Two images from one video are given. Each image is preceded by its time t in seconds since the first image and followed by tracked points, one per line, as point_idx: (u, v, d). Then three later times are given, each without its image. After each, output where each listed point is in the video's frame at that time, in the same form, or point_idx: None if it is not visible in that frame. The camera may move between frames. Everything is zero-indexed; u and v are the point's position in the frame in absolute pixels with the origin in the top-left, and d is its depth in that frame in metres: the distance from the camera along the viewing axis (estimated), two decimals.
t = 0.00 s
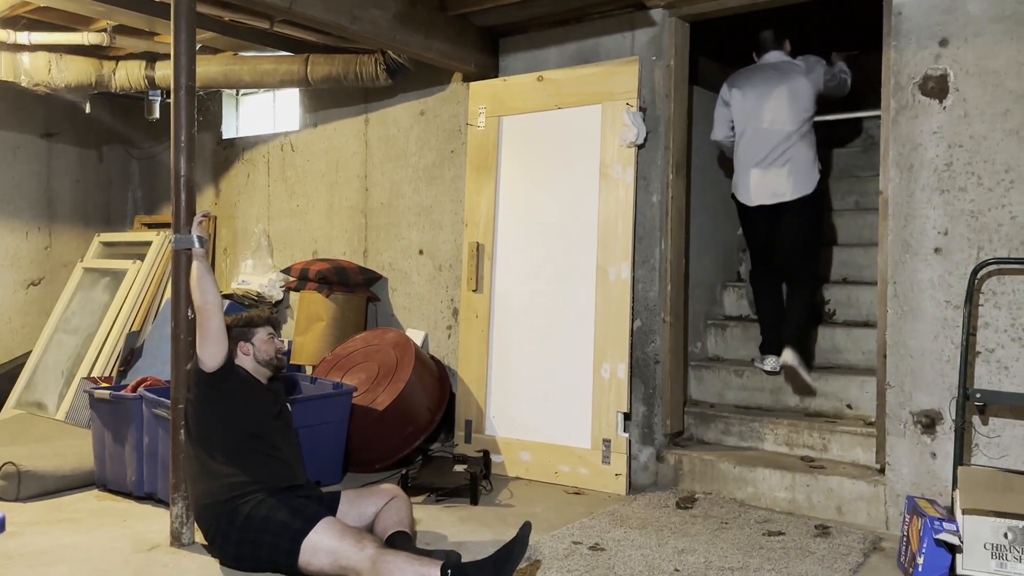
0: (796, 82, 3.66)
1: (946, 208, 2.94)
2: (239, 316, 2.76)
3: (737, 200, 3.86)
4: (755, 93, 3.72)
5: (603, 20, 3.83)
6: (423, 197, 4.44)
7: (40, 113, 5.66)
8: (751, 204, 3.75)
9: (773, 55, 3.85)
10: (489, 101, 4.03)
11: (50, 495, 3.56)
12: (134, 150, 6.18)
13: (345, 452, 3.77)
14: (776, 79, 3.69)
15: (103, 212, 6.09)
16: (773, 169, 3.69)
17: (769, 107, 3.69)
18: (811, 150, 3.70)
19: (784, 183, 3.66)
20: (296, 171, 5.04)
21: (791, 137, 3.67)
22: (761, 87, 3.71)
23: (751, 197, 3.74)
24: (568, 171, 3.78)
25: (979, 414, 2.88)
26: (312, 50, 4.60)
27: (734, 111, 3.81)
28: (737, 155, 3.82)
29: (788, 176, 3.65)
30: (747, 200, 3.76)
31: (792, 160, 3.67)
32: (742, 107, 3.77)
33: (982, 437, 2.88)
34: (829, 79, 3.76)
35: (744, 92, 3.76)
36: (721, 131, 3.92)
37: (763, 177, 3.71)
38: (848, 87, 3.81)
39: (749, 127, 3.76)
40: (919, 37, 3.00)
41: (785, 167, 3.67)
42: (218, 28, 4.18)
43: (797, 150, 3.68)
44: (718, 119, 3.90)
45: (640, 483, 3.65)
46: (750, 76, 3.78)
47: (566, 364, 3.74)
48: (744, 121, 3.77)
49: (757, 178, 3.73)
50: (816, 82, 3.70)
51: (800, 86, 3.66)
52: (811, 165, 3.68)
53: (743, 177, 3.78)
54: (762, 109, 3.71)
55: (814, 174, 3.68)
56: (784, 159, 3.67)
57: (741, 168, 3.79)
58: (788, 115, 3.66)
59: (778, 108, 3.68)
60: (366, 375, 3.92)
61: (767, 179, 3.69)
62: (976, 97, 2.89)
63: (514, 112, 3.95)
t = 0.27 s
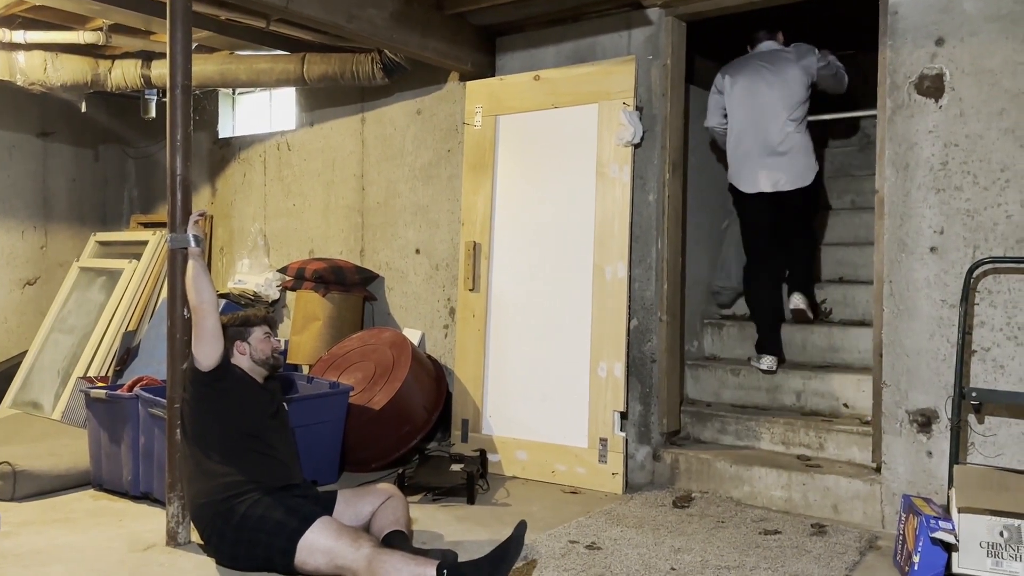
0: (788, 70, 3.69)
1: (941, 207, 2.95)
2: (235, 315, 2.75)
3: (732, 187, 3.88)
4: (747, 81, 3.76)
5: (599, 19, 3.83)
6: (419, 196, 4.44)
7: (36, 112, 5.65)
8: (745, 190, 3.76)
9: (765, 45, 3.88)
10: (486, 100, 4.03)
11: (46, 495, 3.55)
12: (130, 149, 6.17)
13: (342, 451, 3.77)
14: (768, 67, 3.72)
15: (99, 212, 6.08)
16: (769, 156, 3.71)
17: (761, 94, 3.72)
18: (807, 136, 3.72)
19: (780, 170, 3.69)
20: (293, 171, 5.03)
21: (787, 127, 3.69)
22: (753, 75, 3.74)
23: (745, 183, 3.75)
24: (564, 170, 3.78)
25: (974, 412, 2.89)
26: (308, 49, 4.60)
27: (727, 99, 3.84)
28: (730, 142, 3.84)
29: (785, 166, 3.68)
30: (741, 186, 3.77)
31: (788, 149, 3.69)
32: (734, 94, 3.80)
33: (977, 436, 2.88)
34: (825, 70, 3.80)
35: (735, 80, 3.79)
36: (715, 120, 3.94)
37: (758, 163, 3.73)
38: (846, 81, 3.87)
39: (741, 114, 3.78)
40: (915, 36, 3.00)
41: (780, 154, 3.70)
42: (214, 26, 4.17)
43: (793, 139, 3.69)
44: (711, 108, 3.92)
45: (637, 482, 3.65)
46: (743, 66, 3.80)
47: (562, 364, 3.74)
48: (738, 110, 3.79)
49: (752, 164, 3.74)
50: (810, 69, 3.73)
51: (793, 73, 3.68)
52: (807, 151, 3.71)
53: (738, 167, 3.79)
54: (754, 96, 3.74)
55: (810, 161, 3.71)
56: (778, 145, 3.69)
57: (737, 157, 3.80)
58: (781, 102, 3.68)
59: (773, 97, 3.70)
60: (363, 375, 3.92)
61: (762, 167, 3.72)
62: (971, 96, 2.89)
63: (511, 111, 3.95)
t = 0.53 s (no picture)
0: (787, 67, 3.69)
1: (938, 206, 2.95)
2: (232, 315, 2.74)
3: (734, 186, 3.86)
4: (746, 79, 3.76)
5: (597, 18, 3.83)
6: (416, 196, 4.43)
7: (32, 112, 5.64)
8: (748, 188, 3.75)
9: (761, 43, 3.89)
10: (483, 100, 4.02)
11: (42, 495, 3.55)
12: (127, 149, 6.16)
13: (339, 451, 3.76)
14: (767, 65, 3.73)
15: (96, 211, 6.07)
16: (771, 154, 3.71)
17: (761, 92, 3.72)
18: (808, 134, 3.73)
19: (782, 168, 3.69)
20: (290, 170, 5.02)
21: (788, 125, 3.69)
22: (753, 72, 3.74)
23: (748, 181, 3.74)
24: (561, 169, 3.78)
25: (970, 411, 2.89)
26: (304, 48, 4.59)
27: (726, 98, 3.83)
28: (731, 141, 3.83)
29: (788, 164, 3.68)
30: (744, 184, 3.75)
31: (790, 147, 3.69)
32: (734, 93, 3.80)
33: (973, 435, 2.89)
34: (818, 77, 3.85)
35: (735, 79, 3.79)
36: (714, 119, 3.92)
37: (760, 162, 3.72)
38: (837, 85, 3.94)
39: (742, 112, 3.78)
40: (912, 35, 3.00)
41: (783, 152, 3.69)
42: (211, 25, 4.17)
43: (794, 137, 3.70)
44: (711, 107, 3.91)
45: (633, 482, 3.65)
46: (741, 64, 3.80)
47: (560, 363, 3.74)
48: (739, 109, 3.79)
49: (754, 163, 3.74)
50: (808, 66, 3.73)
51: (791, 70, 3.69)
52: (809, 149, 3.71)
53: (740, 165, 3.78)
54: (754, 94, 3.74)
55: (812, 158, 3.72)
56: (780, 143, 3.69)
57: (739, 156, 3.79)
58: (782, 100, 3.69)
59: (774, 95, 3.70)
60: (360, 374, 3.92)
61: (765, 165, 3.71)
62: (968, 95, 2.89)
63: (508, 111, 3.95)
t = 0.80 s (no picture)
0: (784, 66, 3.72)
1: (933, 206, 2.96)
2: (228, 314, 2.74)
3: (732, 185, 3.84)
4: (745, 78, 3.77)
5: (593, 18, 3.83)
6: (413, 195, 4.43)
7: (27, 111, 5.62)
8: (749, 187, 3.73)
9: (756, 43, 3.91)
10: (480, 99, 4.02)
11: (37, 495, 3.54)
12: (122, 148, 6.14)
13: (335, 451, 3.76)
14: (764, 64, 3.75)
15: (91, 211, 6.06)
16: (771, 154, 3.71)
17: (759, 91, 3.74)
18: (806, 133, 3.75)
19: (782, 168, 3.70)
20: (286, 169, 5.02)
21: (787, 124, 3.71)
22: (751, 71, 3.76)
23: (749, 180, 3.73)
24: (558, 169, 3.78)
25: (966, 411, 2.89)
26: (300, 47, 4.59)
27: (725, 97, 3.83)
28: (729, 140, 3.82)
29: (787, 163, 3.69)
30: (745, 184, 3.74)
31: (790, 145, 3.70)
32: (732, 92, 3.80)
33: (969, 434, 2.89)
34: (813, 85, 3.84)
35: (733, 78, 3.80)
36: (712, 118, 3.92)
37: (760, 161, 3.71)
38: (831, 94, 3.94)
39: (741, 111, 3.78)
40: (908, 35, 3.01)
41: (782, 151, 3.70)
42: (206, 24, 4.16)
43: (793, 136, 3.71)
44: (709, 105, 3.90)
45: (630, 481, 3.65)
46: (738, 63, 3.81)
47: (557, 363, 3.74)
48: (737, 108, 3.79)
49: (754, 161, 3.73)
50: (804, 66, 3.76)
51: (789, 70, 3.71)
52: (807, 148, 3.73)
53: (740, 164, 3.77)
54: (753, 93, 3.75)
55: (810, 158, 3.73)
56: (779, 142, 3.70)
57: (738, 154, 3.78)
58: (780, 99, 3.71)
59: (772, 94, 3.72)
60: (356, 374, 3.91)
61: (765, 164, 3.71)
62: (964, 95, 2.90)
63: (505, 110, 3.94)
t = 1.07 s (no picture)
0: (780, 67, 3.72)
1: (929, 205, 2.96)
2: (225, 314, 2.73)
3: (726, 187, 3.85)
4: (740, 78, 3.77)
5: (591, 17, 3.83)
6: (410, 195, 4.43)
7: (23, 110, 5.62)
8: (743, 189, 3.74)
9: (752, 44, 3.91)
10: (477, 99, 4.02)
11: (34, 495, 3.53)
12: (119, 148, 6.14)
13: (332, 451, 3.76)
14: (760, 65, 3.75)
15: (88, 211, 6.05)
16: (765, 154, 3.72)
17: (755, 92, 3.74)
18: (801, 134, 3.75)
19: (777, 168, 3.70)
20: (283, 169, 5.01)
21: (782, 124, 3.71)
22: (746, 72, 3.76)
23: (743, 182, 3.74)
24: (555, 169, 3.78)
25: (962, 410, 2.90)
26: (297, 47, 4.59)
27: (721, 97, 3.84)
28: (724, 141, 3.83)
29: (783, 163, 3.70)
30: (739, 185, 3.75)
31: (786, 145, 3.70)
32: (728, 92, 3.80)
33: (966, 433, 2.90)
34: (809, 84, 3.85)
35: (728, 78, 3.80)
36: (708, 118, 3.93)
37: (755, 161, 3.72)
38: (826, 92, 3.92)
39: (737, 111, 3.78)
40: (904, 35, 3.01)
41: (777, 152, 3.71)
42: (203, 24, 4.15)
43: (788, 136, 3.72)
44: (704, 105, 3.91)
45: (627, 481, 3.65)
46: (734, 63, 3.82)
47: (554, 362, 3.74)
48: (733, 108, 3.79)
49: (749, 161, 3.73)
50: (800, 67, 3.76)
51: (784, 70, 3.72)
52: (802, 149, 3.74)
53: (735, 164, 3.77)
54: (748, 93, 3.76)
55: (805, 158, 3.74)
56: (774, 143, 3.71)
57: (734, 154, 3.78)
58: (775, 100, 3.71)
59: (768, 94, 3.72)
60: (353, 374, 3.91)
61: (760, 165, 3.71)
62: (960, 96, 2.90)
63: (502, 110, 3.94)
